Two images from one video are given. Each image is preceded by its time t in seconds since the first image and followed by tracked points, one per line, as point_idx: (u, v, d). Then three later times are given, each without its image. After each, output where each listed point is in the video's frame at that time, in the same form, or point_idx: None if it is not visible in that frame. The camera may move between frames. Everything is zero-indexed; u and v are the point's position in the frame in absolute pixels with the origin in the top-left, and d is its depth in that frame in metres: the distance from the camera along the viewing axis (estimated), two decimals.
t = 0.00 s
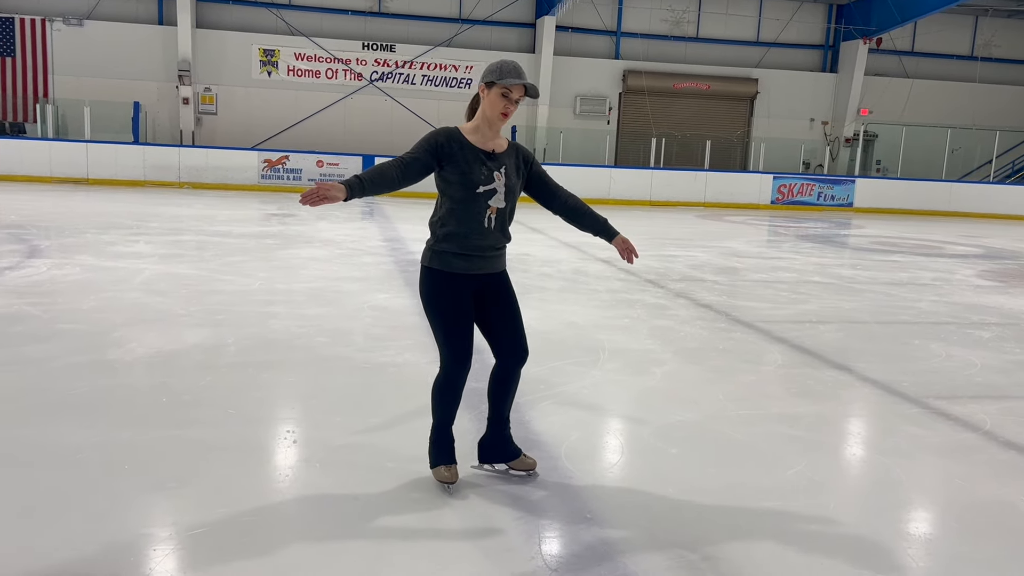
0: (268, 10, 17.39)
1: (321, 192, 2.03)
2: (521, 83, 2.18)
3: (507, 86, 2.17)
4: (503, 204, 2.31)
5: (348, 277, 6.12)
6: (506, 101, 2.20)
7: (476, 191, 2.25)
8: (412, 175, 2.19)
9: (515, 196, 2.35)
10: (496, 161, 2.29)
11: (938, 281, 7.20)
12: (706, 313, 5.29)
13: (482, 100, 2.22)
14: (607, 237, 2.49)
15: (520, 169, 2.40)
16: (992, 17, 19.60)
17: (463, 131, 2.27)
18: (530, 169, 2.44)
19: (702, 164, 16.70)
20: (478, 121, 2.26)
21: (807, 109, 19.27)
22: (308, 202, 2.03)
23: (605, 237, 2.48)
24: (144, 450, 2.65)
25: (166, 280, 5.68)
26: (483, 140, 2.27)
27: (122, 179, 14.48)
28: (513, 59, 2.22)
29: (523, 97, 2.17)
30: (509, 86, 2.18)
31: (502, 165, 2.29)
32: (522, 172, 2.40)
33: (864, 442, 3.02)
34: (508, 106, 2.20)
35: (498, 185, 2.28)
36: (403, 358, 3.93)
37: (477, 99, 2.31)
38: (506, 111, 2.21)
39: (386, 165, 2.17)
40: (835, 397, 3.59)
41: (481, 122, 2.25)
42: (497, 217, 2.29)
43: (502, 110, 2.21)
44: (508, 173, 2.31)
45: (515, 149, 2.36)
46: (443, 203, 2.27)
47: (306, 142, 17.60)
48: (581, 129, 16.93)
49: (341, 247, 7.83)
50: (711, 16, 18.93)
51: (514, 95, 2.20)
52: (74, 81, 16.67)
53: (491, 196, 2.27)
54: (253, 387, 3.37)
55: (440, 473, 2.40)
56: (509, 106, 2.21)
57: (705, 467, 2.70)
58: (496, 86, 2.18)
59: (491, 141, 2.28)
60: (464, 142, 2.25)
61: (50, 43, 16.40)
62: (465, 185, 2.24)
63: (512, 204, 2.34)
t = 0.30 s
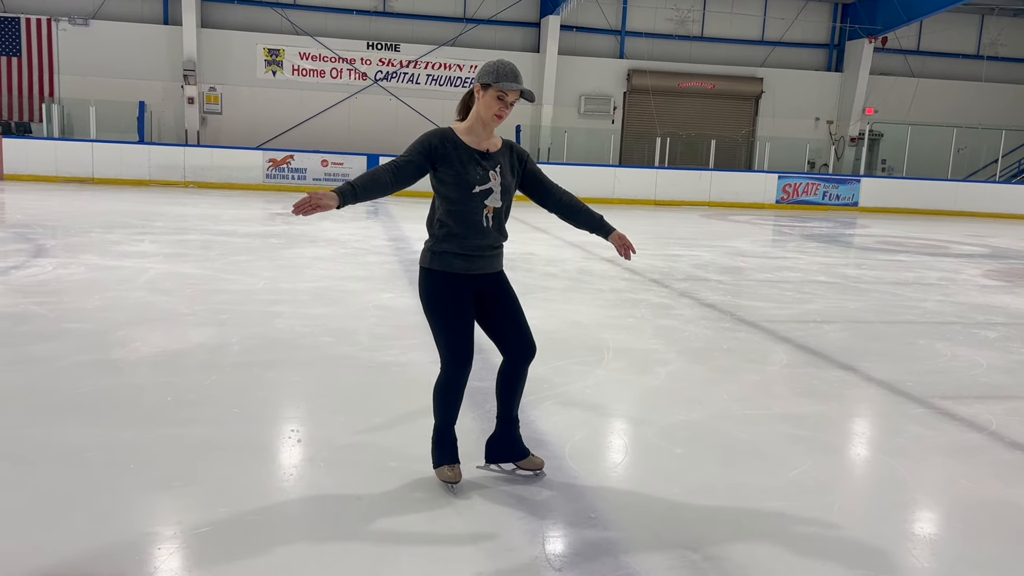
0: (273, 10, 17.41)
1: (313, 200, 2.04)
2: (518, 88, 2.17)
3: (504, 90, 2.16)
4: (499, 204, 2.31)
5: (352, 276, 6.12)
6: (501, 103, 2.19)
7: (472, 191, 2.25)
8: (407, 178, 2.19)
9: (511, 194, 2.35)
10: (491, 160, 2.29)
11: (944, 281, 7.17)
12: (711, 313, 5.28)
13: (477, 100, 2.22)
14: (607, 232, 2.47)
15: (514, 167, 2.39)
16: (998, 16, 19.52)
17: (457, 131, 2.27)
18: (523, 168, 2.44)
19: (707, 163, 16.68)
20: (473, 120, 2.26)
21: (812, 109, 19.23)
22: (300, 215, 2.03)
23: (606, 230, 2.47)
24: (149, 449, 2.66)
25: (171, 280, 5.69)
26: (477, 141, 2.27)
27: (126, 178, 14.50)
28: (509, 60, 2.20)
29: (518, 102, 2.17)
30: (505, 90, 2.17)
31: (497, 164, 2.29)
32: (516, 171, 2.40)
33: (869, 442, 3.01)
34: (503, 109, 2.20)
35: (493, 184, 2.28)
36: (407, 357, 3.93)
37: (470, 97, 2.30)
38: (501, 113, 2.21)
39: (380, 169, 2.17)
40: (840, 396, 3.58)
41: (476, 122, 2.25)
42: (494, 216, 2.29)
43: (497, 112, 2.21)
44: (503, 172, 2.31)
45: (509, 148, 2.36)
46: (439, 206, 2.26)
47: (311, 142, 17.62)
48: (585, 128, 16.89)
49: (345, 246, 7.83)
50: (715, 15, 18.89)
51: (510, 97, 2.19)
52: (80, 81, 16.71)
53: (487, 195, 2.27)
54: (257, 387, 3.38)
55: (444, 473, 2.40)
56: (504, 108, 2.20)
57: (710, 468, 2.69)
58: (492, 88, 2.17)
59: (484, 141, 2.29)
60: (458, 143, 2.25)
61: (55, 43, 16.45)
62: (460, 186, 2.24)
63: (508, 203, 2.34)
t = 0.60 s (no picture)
0: (277, 10, 17.43)
1: (340, 238, 2.09)
2: (519, 91, 2.17)
3: (505, 93, 2.16)
4: (498, 203, 2.31)
5: (355, 276, 6.12)
6: (500, 105, 2.19)
7: (471, 192, 2.25)
8: (407, 184, 2.21)
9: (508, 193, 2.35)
10: (488, 160, 2.28)
11: (948, 281, 7.16)
12: (715, 313, 5.27)
13: (476, 101, 2.20)
14: (554, 259, 2.53)
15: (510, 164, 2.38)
16: (1003, 15, 19.47)
17: (454, 131, 2.25)
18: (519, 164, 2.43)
19: (711, 163, 16.70)
20: (470, 121, 2.24)
21: (816, 108, 19.19)
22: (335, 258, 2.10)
23: (551, 259, 2.52)
24: (153, 448, 2.66)
25: (176, 280, 5.70)
26: (474, 139, 2.26)
27: (131, 178, 14.54)
28: (508, 60, 2.19)
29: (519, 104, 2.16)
30: (505, 93, 2.17)
31: (495, 164, 2.29)
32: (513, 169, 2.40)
33: (873, 442, 3.01)
34: (502, 111, 2.20)
35: (492, 185, 2.27)
36: (410, 357, 3.93)
37: (465, 94, 2.28)
38: (500, 114, 2.20)
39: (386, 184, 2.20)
40: (844, 396, 3.58)
41: (473, 122, 2.23)
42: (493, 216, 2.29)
43: (495, 113, 2.20)
44: (501, 170, 2.30)
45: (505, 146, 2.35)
46: (439, 208, 2.26)
47: (315, 142, 17.64)
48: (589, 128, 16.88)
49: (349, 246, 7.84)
50: (719, 15, 18.87)
51: (509, 100, 2.19)
52: (85, 81, 16.76)
53: (486, 196, 2.27)
54: (261, 386, 3.39)
55: (448, 473, 2.40)
56: (502, 109, 2.19)
57: (715, 468, 2.69)
58: (493, 90, 2.17)
59: (482, 139, 2.27)
60: (455, 143, 2.24)
61: (60, 43, 16.49)
62: (459, 187, 2.23)
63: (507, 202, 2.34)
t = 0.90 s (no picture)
0: (281, 11, 17.47)
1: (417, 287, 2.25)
2: (518, 82, 2.17)
3: (502, 85, 2.16)
4: (502, 203, 2.34)
5: (360, 277, 6.13)
6: (500, 99, 2.19)
7: (479, 193, 2.26)
8: (426, 195, 2.20)
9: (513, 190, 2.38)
10: (494, 159, 2.28)
11: (953, 281, 7.15)
12: (719, 313, 5.27)
13: (476, 98, 2.21)
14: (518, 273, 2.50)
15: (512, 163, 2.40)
16: (1008, 15, 19.43)
17: (459, 130, 2.24)
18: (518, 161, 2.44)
19: (715, 163, 16.72)
20: (472, 120, 2.24)
21: (821, 109, 19.16)
22: (420, 301, 2.28)
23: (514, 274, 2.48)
24: (157, 448, 2.67)
25: (180, 280, 5.72)
26: (479, 138, 2.25)
27: (135, 179, 14.58)
28: (504, 55, 2.19)
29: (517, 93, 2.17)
30: (503, 85, 2.17)
31: (501, 163, 2.30)
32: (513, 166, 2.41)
33: (878, 443, 3.00)
34: (504, 105, 2.20)
35: (499, 185, 2.30)
36: (414, 358, 3.93)
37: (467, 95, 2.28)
38: (501, 109, 2.21)
39: (414, 204, 2.21)
40: (849, 397, 3.57)
41: (477, 120, 2.23)
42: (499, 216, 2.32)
43: (497, 109, 2.20)
44: (506, 170, 2.33)
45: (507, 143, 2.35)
46: (446, 210, 2.26)
47: (319, 143, 17.67)
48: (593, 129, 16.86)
49: (353, 246, 7.85)
50: (723, 15, 18.86)
51: (508, 92, 2.19)
52: (90, 82, 16.80)
53: (493, 196, 2.29)
54: (265, 386, 3.40)
55: (453, 473, 2.40)
56: (503, 104, 2.20)
57: (718, 468, 2.69)
58: (490, 85, 2.17)
59: (486, 137, 2.27)
60: (463, 142, 2.23)
61: (65, 45, 16.54)
62: (469, 188, 2.24)
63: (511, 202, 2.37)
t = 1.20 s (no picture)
0: (284, 13, 17.50)
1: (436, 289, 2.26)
2: (491, 70, 2.17)
3: (476, 79, 2.17)
4: (508, 201, 2.32)
5: (363, 278, 6.14)
6: (482, 93, 2.19)
7: (482, 192, 2.26)
8: (431, 198, 2.21)
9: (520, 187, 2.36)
10: (496, 156, 2.27)
11: (956, 282, 7.14)
12: (723, 314, 5.26)
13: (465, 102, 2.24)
14: (538, 267, 2.49)
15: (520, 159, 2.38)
16: (1011, 16, 19.40)
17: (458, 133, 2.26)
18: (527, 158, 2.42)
19: (718, 164, 16.74)
20: (467, 122, 2.25)
21: (823, 109, 19.15)
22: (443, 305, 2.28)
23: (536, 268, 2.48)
24: (161, 449, 2.68)
25: (184, 281, 5.73)
26: (478, 136, 2.25)
27: (139, 180, 14.62)
28: (482, 50, 2.21)
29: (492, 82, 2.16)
30: (478, 80, 2.18)
31: (505, 160, 2.29)
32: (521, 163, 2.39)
33: (881, 443, 3.00)
34: (490, 97, 2.20)
35: (503, 183, 2.29)
36: (417, 359, 3.93)
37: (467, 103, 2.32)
38: (489, 102, 2.20)
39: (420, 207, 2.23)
40: (852, 398, 3.57)
41: (472, 121, 2.25)
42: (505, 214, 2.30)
43: (487, 102, 2.20)
44: (511, 167, 2.31)
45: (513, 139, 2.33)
46: (452, 210, 2.27)
47: (322, 144, 17.69)
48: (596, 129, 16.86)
49: (356, 247, 7.86)
50: (726, 15, 18.85)
51: (487, 84, 2.19)
52: (94, 84, 16.82)
53: (497, 194, 2.28)
54: (269, 387, 3.40)
55: (456, 473, 2.41)
56: (489, 96, 2.20)
57: (721, 469, 2.69)
58: (468, 85, 2.20)
59: (487, 136, 2.27)
60: (462, 143, 2.23)
61: (69, 46, 16.57)
62: (471, 188, 2.24)
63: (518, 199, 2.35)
